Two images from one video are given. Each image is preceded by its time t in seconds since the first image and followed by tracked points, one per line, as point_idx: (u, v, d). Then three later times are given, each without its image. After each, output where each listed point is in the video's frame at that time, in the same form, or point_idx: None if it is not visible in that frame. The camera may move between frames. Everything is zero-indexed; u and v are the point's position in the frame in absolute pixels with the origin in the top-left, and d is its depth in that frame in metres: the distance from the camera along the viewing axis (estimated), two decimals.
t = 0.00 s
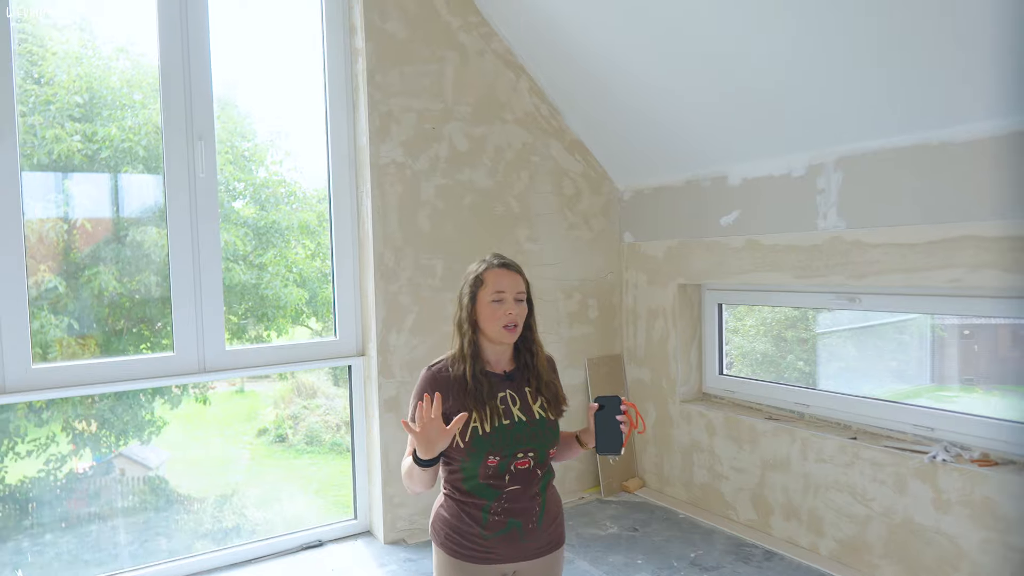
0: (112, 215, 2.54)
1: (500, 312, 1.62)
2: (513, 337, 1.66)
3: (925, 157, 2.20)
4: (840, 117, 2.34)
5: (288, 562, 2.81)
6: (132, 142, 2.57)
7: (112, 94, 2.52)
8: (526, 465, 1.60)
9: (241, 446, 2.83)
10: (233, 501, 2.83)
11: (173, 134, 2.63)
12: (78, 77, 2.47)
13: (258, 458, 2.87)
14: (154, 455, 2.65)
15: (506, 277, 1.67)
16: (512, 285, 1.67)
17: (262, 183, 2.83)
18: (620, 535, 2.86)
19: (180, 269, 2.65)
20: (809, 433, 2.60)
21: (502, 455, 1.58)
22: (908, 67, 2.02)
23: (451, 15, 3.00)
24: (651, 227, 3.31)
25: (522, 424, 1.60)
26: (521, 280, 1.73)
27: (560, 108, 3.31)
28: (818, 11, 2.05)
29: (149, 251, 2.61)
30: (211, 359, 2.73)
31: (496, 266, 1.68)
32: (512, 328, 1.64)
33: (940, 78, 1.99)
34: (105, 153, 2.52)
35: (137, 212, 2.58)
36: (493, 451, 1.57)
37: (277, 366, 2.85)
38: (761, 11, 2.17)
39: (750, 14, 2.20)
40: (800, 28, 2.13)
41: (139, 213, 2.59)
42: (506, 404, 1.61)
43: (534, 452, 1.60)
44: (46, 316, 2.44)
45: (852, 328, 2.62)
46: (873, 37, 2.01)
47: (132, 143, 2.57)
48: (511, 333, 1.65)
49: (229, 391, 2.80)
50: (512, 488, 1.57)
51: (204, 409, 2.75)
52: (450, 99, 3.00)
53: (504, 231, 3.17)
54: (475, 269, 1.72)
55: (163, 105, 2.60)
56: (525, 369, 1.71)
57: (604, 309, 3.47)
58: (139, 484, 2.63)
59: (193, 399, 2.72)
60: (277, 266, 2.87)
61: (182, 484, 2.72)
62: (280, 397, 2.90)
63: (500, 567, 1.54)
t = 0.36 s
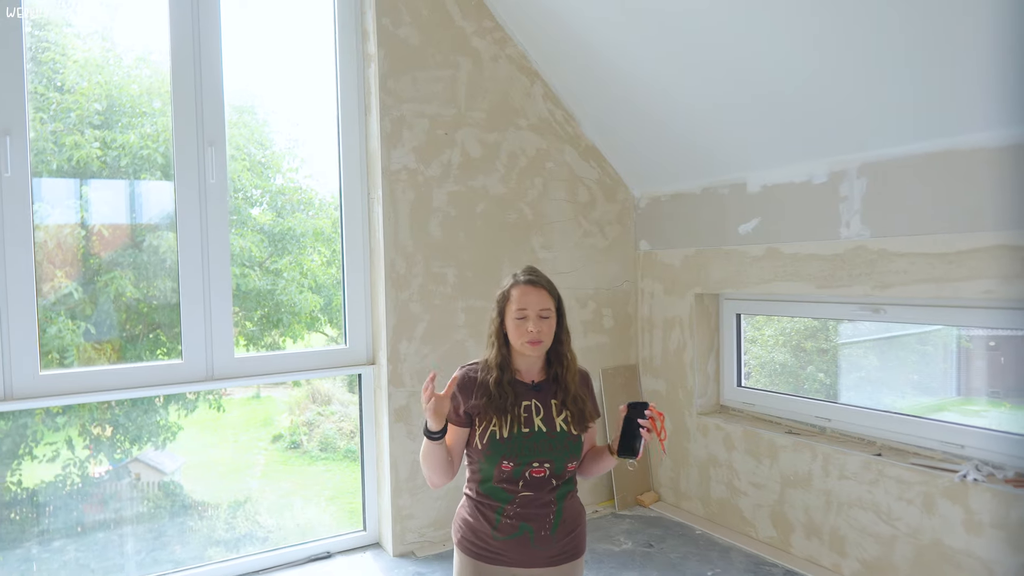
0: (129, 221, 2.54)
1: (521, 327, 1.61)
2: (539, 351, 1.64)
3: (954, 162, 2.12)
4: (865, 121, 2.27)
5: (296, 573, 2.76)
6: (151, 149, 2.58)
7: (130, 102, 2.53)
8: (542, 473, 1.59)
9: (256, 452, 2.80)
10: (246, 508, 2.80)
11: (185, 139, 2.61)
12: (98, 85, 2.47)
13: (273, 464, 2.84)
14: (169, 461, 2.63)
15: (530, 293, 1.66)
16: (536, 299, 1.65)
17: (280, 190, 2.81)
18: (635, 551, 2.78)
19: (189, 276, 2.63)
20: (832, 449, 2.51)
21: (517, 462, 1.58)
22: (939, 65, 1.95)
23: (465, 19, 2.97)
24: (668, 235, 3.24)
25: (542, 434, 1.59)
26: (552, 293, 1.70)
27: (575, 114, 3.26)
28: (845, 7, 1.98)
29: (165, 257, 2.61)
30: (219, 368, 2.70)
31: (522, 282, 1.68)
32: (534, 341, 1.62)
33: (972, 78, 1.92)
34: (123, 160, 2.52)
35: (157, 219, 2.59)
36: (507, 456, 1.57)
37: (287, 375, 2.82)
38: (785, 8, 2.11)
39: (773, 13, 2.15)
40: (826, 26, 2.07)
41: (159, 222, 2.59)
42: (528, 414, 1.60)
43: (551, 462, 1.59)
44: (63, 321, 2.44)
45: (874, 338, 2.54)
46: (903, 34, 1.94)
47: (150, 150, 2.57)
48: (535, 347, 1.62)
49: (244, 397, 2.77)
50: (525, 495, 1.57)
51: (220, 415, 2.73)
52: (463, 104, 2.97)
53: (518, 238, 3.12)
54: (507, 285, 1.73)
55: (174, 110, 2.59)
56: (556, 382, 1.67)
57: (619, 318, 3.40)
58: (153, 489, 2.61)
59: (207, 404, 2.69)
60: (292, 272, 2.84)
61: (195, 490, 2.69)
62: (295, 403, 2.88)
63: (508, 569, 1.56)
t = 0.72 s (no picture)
0: (143, 227, 2.52)
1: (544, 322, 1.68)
2: (562, 348, 1.69)
3: (983, 164, 2.04)
4: (889, 123, 2.20)
5: None
6: (165, 155, 2.56)
7: (146, 108, 2.52)
8: (558, 479, 1.64)
9: (268, 458, 2.77)
10: (258, 514, 2.76)
11: (196, 143, 2.59)
12: (114, 92, 2.47)
13: (285, 470, 2.80)
14: (183, 466, 2.60)
15: (554, 290, 1.72)
16: (559, 296, 1.71)
17: (292, 196, 2.79)
18: (651, 564, 2.71)
19: (199, 281, 2.60)
20: (855, 461, 2.43)
21: (534, 466, 1.64)
22: (968, 63, 1.88)
23: (477, 22, 2.93)
24: (684, 240, 3.18)
25: (559, 439, 1.63)
26: (577, 292, 1.76)
27: (589, 117, 3.21)
28: (868, 4, 1.92)
29: (178, 262, 2.59)
30: (229, 374, 2.67)
31: (546, 280, 1.75)
32: (556, 337, 1.67)
33: (1002, 76, 1.85)
34: (138, 166, 2.51)
35: (172, 225, 2.57)
36: (523, 459, 1.63)
37: (298, 381, 2.78)
38: (806, 7, 2.05)
39: (793, 12, 2.09)
40: (848, 24, 2.01)
41: (173, 228, 2.57)
42: (547, 418, 1.65)
43: (567, 469, 1.63)
44: (77, 325, 2.43)
45: (893, 346, 2.48)
46: (930, 31, 1.88)
47: (164, 156, 2.56)
48: (557, 342, 1.68)
49: (255, 402, 2.73)
50: (540, 498, 1.63)
51: (232, 420, 2.69)
52: (476, 107, 2.93)
53: (531, 243, 3.07)
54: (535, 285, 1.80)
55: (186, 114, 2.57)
56: (580, 387, 1.72)
57: (634, 325, 3.34)
58: (166, 494, 2.58)
59: (219, 409, 2.67)
60: (305, 277, 2.82)
61: (207, 495, 2.66)
62: (307, 409, 2.84)
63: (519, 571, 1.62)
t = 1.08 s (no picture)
0: (151, 233, 2.49)
1: (571, 316, 1.74)
2: (590, 341, 1.74)
3: (1007, 165, 1.98)
4: (909, 123, 2.15)
5: None
6: (172, 160, 2.54)
7: (154, 115, 2.50)
8: (574, 492, 1.68)
9: (275, 464, 2.73)
10: (265, 521, 2.72)
11: (203, 146, 2.56)
12: (123, 98, 2.45)
13: (292, 475, 2.76)
14: (191, 471, 2.57)
15: (578, 289, 1.81)
16: (584, 293, 1.80)
17: (298, 202, 2.76)
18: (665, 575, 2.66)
19: (206, 286, 2.57)
20: (875, 470, 2.37)
21: (550, 477, 1.67)
22: (996, 58, 1.82)
23: (486, 23, 2.90)
24: (696, 244, 3.13)
25: (579, 451, 1.67)
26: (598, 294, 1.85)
27: (599, 120, 3.17)
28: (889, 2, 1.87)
29: (186, 268, 2.56)
30: (237, 381, 2.64)
31: (570, 282, 1.84)
32: (584, 327, 1.73)
33: None
34: (147, 172, 2.49)
35: (180, 231, 2.54)
36: (540, 470, 1.66)
37: (306, 388, 2.75)
38: (824, 7, 2.01)
39: (810, 11, 2.05)
40: (869, 23, 1.96)
41: (181, 234, 2.55)
42: (569, 429, 1.69)
43: (584, 482, 1.68)
44: (85, 331, 2.40)
45: (904, 352, 2.45)
46: (955, 29, 1.82)
47: (172, 162, 2.53)
48: (585, 333, 1.73)
49: (261, 407, 2.70)
50: (554, 510, 1.67)
51: (240, 425, 2.66)
52: (485, 110, 2.90)
53: (542, 248, 3.03)
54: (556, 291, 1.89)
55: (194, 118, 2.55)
56: (601, 397, 1.78)
57: (646, 331, 3.29)
58: (173, 500, 2.54)
59: (227, 414, 2.63)
60: (312, 283, 2.78)
61: (215, 501, 2.62)
62: (314, 415, 2.80)
63: None
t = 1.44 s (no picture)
0: (153, 240, 2.45)
1: (583, 324, 1.70)
2: (598, 351, 1.71)
3: None
4: (929, 124, 2.11)
5: None
6: (173, 166, 2.49)
7: (155, 120, 2.46)
8: (588, 504, 1.64)
9: (276, 470, 2.67)
10: (267, 529, 2.66)
11: (207, 151, 2.52)
12: (123, 104, 2.41)
13: (293, 482, 2.71)
14: (192, 479, 2.52)
15: (592, 295, 1.77)
16: (597, 301, 1.76)
17: (300, 207, 2.71)
18: None
19: (211, 293, 2.53)
20: (895, 478, 2.32)
21: (563, 490, 1.62)
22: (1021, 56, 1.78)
23: (494, 25, 2.87)
24: (707, 248, 3.09)
25: (592, 461, 1.63)
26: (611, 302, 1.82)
27: (608, 123, 3.13)
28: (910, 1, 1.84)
29: (188, 275, 2.51)
30: (242, 390, 2.59)
31: (584, 287, 1.79)
32: (592, 337, 1.70)
33: None
34: (148, 177, 2.44)
35: (182, 237, 2.50)
36: (554, 484, 1.61)
37: (312, 396, 2.70)
38: (843, 6, 1.97)
39: (828, 10, 2.01)
40: (888, 22, 1.93)
41: (183, 240, 2.50)
42: (579, 438, 1.65)
43: (598, 494, 1.64)
44: (85, 338, 2.35)
45: (907, 356, 2.45)
46: (979, 26, 1.78)
47: (174, 168, 2.49)
48: (594, 342, 1.70)
49: (263, 414, 2.64)
50: (567, 525, 1.63)
51: (242, 432, 2.61)
52: (493, 113, 2.86)
53: (551, 253, 2.99)
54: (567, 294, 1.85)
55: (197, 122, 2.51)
56: (611, 407, 1.76)
57: (656, 336, 3.24)
58: (174, 509, 2.49)
59: (230, 422, 2.58)
60: (314, 290, 2.73)
61: (217, 510, 2.57)
62: (316, 421, 2.74)
63: None
